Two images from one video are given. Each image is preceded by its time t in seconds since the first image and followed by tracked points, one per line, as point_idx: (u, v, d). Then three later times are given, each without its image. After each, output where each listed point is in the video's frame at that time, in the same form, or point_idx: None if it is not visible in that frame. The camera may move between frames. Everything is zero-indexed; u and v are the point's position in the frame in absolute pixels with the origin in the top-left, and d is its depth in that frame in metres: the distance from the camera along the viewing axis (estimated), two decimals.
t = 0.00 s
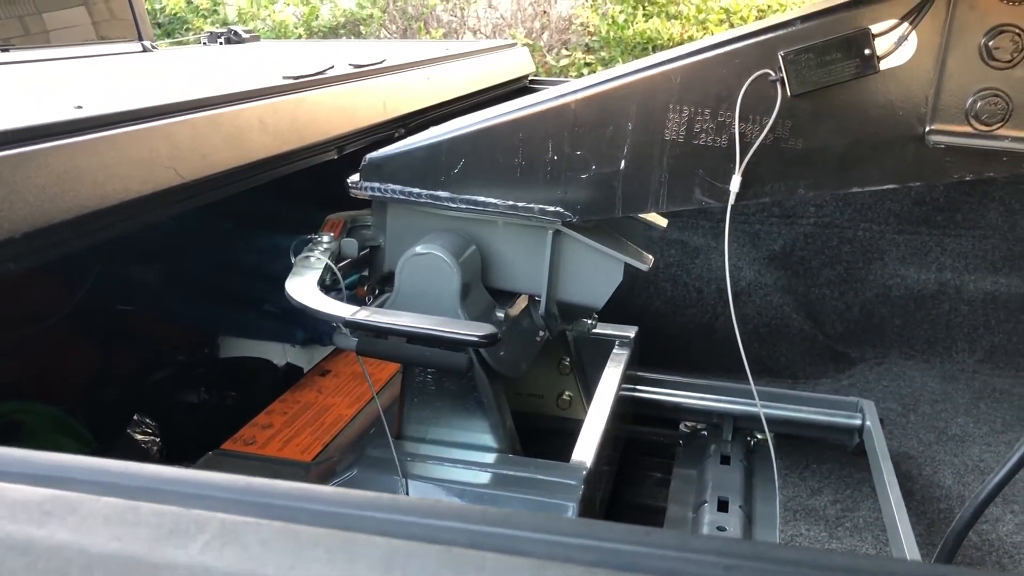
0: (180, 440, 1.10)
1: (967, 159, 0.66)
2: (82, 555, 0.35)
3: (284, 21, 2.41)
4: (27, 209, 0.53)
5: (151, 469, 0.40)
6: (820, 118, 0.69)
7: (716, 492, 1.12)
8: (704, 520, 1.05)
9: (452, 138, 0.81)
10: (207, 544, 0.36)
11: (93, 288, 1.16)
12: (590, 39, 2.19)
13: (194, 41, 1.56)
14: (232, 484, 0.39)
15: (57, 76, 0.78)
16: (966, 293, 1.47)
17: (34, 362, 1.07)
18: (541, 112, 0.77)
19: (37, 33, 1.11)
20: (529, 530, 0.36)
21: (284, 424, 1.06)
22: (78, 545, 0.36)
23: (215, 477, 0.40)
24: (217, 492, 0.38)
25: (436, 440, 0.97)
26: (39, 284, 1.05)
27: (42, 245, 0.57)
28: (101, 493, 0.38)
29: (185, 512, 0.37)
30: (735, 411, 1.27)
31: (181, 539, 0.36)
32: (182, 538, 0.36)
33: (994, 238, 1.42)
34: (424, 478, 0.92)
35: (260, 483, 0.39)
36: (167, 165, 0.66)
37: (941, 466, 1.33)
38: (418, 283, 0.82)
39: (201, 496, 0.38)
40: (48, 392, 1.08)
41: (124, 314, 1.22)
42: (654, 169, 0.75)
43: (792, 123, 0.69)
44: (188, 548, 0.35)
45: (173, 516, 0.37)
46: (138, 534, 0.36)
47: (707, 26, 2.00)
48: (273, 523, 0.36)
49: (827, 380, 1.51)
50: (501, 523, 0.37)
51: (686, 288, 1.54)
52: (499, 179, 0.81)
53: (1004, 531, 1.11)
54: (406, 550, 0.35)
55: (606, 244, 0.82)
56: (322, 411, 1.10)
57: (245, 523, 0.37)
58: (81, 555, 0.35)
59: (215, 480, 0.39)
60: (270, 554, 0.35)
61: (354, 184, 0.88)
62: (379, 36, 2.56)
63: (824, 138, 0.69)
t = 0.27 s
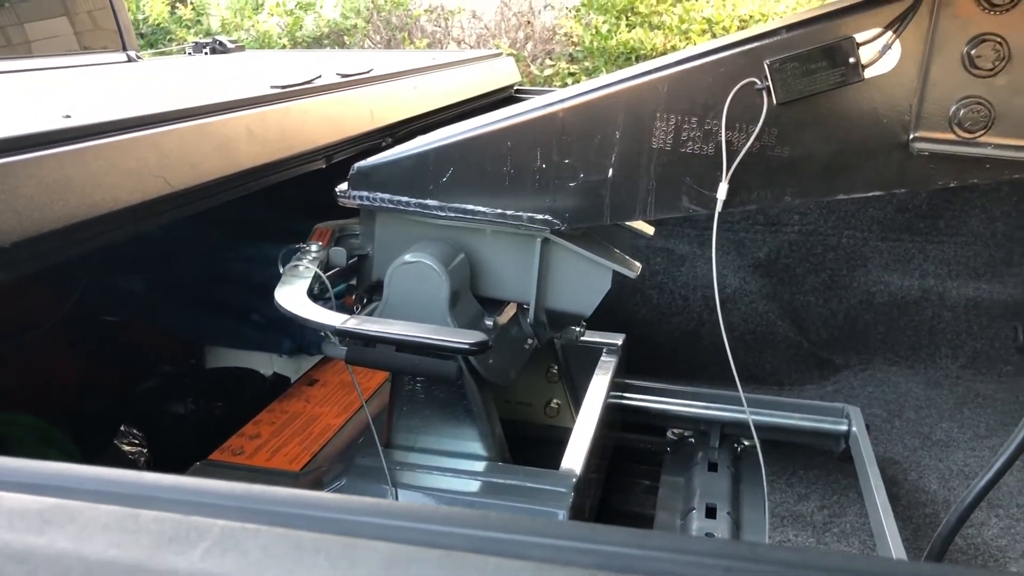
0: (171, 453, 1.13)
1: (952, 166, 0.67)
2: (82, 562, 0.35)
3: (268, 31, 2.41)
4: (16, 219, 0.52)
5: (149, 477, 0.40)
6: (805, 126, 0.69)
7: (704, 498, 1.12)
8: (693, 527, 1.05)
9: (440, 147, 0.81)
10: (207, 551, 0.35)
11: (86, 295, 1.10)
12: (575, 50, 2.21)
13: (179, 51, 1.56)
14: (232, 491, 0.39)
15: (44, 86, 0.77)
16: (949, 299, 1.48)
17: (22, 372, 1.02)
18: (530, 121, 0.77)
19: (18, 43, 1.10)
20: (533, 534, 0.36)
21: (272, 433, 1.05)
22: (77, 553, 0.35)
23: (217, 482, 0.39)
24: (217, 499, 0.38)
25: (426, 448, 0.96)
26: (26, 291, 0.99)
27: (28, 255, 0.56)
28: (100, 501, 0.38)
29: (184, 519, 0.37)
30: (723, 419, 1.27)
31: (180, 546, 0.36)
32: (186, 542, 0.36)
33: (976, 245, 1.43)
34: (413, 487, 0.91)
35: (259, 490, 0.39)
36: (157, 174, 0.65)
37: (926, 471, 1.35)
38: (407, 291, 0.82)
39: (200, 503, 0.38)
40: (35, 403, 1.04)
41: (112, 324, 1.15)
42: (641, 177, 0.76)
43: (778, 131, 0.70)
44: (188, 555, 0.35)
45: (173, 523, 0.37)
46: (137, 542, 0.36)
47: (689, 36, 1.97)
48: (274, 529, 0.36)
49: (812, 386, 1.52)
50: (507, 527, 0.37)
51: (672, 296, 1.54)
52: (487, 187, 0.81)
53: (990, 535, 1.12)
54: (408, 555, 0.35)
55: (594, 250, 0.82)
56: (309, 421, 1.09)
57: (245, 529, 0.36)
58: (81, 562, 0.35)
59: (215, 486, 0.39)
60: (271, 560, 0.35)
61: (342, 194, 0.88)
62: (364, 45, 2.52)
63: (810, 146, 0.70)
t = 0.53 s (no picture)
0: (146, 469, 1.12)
1: (919, 176, 0.68)
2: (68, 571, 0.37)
3: (239, 44, 2.58)
4: None
5: (139, 489, 0.43)
6: (775, 137, 0.71)
7: (679, 506, 1.12)
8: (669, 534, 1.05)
9: (416, 158, 0.81)
10: (194, 558, 0.38)
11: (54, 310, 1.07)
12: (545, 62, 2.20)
13: (150, 63, 1.55)
14: (215, 500, 0.42)
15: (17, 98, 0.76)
16: (917, 308, 1.50)
17: None
18: (504, 132, 0.77)
19: None
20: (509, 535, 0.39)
21: (246, 447, 1.06)
22: (64, 562, 0.38)
23: (203, 493, 0.42)
24: (203, 509, 0.41)
25: (402, 460, 0.95)
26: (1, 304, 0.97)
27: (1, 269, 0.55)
28: (89, 511, 0.41)
29: (172, 527, 0.40)
30: (696, 425, 1.28)
31: (166, 554, 0.38)
32: (176, 546, 0.38)
33: (940, 254, 1.46)
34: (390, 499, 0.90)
35: (243, 499, 0.42)
36: (130, 187, 0.64)
37: (897, 477, 1.39)
38: (384, 302, 0.82)
39: (186, 513, 0.41)
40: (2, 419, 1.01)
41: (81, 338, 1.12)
42: (615, 187, 0.76)
43: (748, 141, 0.71)
44: (174, 562, 0.37)
45: (159, 531, 0.39)
46: (125, 550, 0.38)
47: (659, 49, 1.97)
48: (258, 537, 0.39)
49: (785, 394, 1.57)
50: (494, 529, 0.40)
51: (645, 307, 1.56)
52: (462, 198, 0.81)
53: (959, 538, 1.14)
54: (390, 560, 0.37)
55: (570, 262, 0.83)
56: (283, 434, 1.09)
57: (230, 537, 0.39)
58: (67, 571, 0.37)
59: (201, 498, 0.42)
60: (256, 565, 0.37)
61: (318, 205, 0.87)
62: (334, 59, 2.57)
63: (781, 156, 0.71)
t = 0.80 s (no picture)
0: (109, 489, 1.10)
1: (876, 190, 0.70)
2: None
3: (194, 60, 2.29)
4: None
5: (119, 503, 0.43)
6: (737, 150, 0.72)
7: (645, 518, 1.13)
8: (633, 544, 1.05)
9: (382, 172, 0.80)
10: (181, 570, 0.38)
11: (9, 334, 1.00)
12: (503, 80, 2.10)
13: (105, 79, 1.51)
14: (197, 512, 0.42)
15: None
16: (875, 318, 1.54)
17: None
18: (472, 146, 0.77)
19: None
20: (482, 542, 0.40)
21: (210, 466, 1.02)
22: None
23: (187, 504, 0.43)
24: (186, 521, 0.41)
25: (370, 476, 0.94)
26: None
27: None
28: (68, 527, 0.40)
29: (156, 540, 0.40)
30: (660, 437, 1.30)
31: (152, 567, 0.38)
32: (166, 557, 0.39)
33: (896, 266, 1.51)
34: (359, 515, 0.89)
35: (227, 511, 0.42)
36: (95, 202, 0.63)
37: (858, 486, 1.37)
38: (350, 316, 0.81)
39: (169, 526, 0.41)
40: None
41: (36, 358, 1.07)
42: (582, 201, 0.77)
43: (712, 154, 0.72)
44: None
45: (144, 545, 0.39)
46: (109, 564, 0.38)
47: (618, 66, 1.98)
48: (245, 548, 0.39)
49: (746, 406, 1.56)
50: (455, 538, 0.41)
51: (609, 320, 1.57)
52: (429, 211, 0.81)
53: (920, 544, 1.16)
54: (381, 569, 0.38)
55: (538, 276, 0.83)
56: (247, 451, 1.06)
57: (217, 547, 0.39)
58: None
59: (186, 509, 0.42)
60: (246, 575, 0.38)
61: (282, 220, 0.85)
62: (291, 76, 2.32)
63: (744, 169, 0.72)
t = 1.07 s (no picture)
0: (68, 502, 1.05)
1: (836, 197, 0.72)
2: None
3: (146, 74, 2.20)
4: None
5: (94, 518, 0.41)
6: (698, 161, 0.73)
7: (610, 528, 1.14)
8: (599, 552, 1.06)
9: (345, 185, 0.79)
10: None
11: None
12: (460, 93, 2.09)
13: (53, 92, 1.47)
14: (177, 526, 0.41)
15: None
16: (831, 327, 1.57)
17: None
18: (436, 158, 0.77)
19: None
20: (471, 550, 0.40)
21: (169, 484, 1.00)
22: None
23: (167, 517, 0.42)
24: (167, 535, 0.40)
25: (334, 491, 0.92)
26: None
27: None
28: (43, 541, 0.39)
29: (135, 554, 0.39)
30: (623, 450, 1.30)
31: None
32: (150, 568, 0.38)
33: (851, 275, 1.54)
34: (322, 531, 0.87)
35: (208, 523, 0.41)
36: (55, 215, 0.61)
37: (818, 493, 1.40)
38: (313, 330, 0.79)
39: (149, 540, 0.40)
40: None
41: None
42: (546, 212, 0.77)
43: (673, 165, 0.73)
44: None
45: (125, 558, 0.38)
46: None
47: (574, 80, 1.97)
48: (228, 559, 0.38)
49: (706, 415, 1.58)
50: (438, 546, 0.40)
51: (571, 331, 1.57)
52: (393, 223, 0.80)
53: (880, 548, 1.18)
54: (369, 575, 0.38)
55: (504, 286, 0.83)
56: (208, 468, 1.04)
57: (199, 559, 0.38)
58: None
59: (166, 522, 0.41)
60: None
61: (244, 233, 0.84)
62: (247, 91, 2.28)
63: (705, 179, 0.74)
